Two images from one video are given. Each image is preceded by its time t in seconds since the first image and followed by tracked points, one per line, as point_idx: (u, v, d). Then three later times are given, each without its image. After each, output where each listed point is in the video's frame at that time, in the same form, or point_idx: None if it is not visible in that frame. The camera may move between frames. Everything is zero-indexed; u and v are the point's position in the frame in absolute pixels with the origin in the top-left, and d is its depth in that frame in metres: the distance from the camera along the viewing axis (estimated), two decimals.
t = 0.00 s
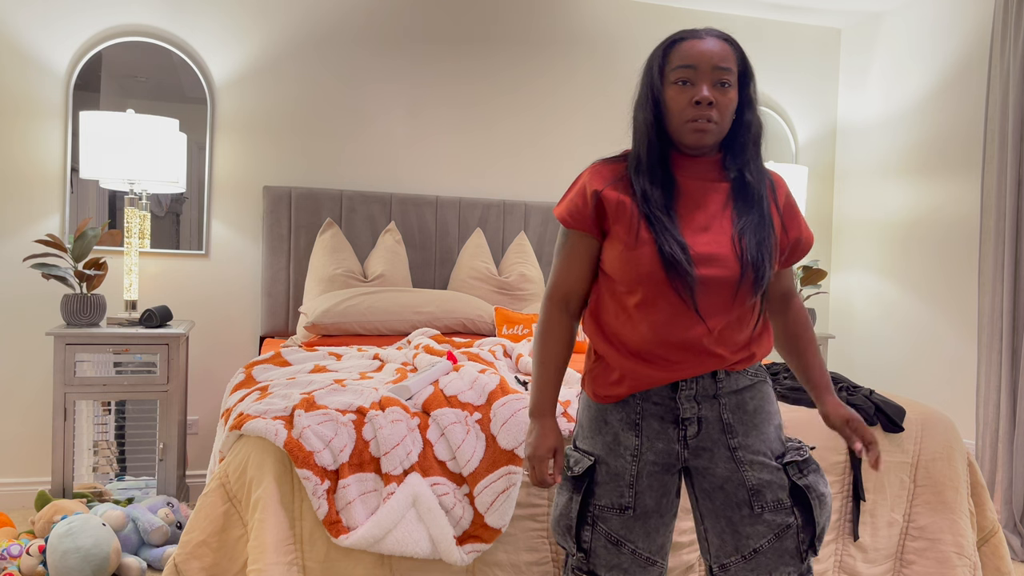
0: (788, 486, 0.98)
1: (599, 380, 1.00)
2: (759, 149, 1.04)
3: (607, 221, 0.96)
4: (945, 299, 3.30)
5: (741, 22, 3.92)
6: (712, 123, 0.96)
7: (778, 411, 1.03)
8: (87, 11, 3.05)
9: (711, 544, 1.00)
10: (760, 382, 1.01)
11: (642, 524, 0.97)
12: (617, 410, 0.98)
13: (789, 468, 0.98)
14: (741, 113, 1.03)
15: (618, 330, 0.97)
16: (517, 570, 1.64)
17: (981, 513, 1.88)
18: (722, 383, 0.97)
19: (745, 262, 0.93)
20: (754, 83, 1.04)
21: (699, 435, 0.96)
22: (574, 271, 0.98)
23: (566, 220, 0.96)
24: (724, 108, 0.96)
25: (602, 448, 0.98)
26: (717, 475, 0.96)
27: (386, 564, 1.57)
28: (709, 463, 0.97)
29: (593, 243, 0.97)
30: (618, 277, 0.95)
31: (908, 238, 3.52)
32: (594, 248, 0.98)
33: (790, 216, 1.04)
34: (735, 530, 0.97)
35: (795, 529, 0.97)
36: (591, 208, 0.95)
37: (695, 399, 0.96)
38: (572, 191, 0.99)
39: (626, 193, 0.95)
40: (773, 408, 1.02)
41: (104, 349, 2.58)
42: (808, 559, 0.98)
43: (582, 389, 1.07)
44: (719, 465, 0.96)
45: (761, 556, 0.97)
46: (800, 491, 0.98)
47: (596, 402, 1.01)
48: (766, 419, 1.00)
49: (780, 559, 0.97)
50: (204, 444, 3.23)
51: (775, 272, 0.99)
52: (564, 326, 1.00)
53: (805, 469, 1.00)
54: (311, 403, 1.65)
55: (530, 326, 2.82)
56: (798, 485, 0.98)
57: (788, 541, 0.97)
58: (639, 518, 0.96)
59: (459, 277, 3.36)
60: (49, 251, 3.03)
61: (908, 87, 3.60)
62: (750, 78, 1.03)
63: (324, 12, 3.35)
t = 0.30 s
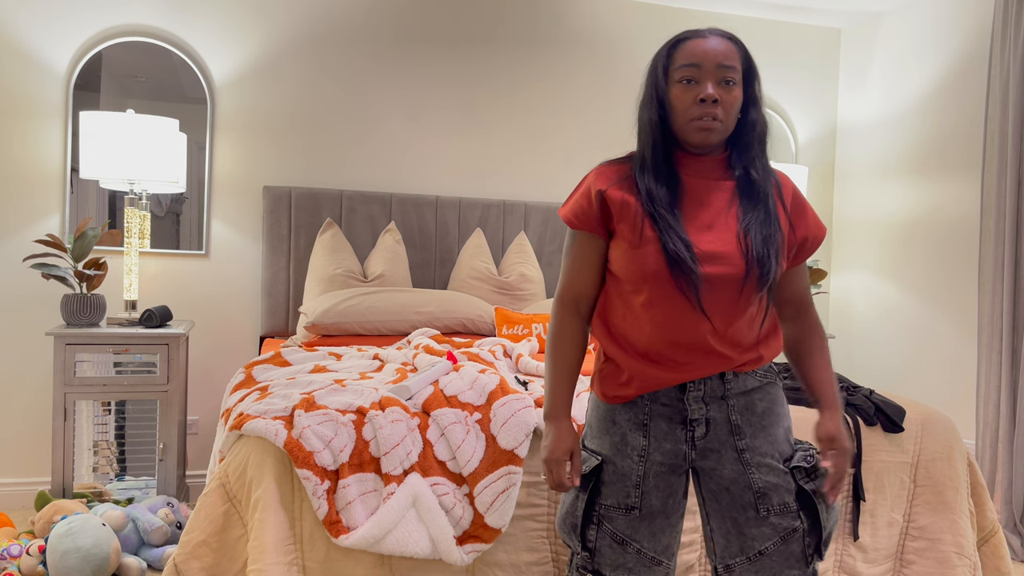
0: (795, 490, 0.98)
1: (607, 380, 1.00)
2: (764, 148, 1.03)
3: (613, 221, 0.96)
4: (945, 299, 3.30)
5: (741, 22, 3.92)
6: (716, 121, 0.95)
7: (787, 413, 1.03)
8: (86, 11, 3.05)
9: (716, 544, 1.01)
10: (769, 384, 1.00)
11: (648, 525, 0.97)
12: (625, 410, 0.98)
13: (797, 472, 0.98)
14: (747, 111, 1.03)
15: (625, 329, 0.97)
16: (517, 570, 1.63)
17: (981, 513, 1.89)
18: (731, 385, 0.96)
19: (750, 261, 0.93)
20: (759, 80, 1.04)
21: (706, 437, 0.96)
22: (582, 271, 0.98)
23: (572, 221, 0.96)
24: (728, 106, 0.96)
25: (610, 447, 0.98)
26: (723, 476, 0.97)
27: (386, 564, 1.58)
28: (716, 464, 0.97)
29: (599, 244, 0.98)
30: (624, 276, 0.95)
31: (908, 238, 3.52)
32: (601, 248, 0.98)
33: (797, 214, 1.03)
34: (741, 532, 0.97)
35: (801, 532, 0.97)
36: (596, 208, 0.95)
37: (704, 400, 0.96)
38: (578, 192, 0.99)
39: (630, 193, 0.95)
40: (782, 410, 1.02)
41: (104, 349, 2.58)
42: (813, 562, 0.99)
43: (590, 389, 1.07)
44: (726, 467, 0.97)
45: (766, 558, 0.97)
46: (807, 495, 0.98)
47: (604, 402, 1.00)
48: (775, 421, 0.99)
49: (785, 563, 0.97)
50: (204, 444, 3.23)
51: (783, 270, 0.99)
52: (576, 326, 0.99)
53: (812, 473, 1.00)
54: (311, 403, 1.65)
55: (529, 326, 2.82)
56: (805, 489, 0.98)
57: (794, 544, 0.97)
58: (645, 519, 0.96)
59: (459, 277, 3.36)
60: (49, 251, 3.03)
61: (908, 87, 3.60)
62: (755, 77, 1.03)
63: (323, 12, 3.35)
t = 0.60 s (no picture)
0: (804, 492, 0.98)
1: (616, 381, 1.00)
2: (772, 148, 1.04)
3: (621, 222, 0.96)
4: (945, 299, 3.29)
5: (741, 22, 3.92)
6: (724, 121, 0.95)
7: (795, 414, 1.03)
8: (86, 11, 3.05)
9: (725, 548, 1.00)
10: (778, 386, 1.00)
11: (657, 528, 0.96)
12: (634, 411, 0.98)
13: (806, 474, 0.98)
14: (754, 112, 1.03)
15: (634, 330, 0.97)
16: (517, 570, 1.63)
17: (981, 513, 1.89)
18: (741, 386, 0.96)
19: (761, 260, 0.92)
20: (766, 81, 1.04)
21: (716, 439, 0.96)
22: (585, 273, 0.99)
23: (580, 223, 0.97)
24: (735, 106, 0.96)
25: (619, 450, 0.98)
26: (733, 478, 0.96)
27: (387, 565, 1.57)
28: (727, 467, 0.96)
29: (606, 244, 0.98)
30: (634, 277, 0.95)
31: (908, 238, 3.52)
32: (609, 249, 0.98)
33: (807, 214, 1.03)
34: (751, 535, 0.97)
35: (810, 535, 0.97)
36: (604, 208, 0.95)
37: (715, 402, 0.96)
38: (585, 193, 0.99)
39: (638, 193, 0.95)
40: (791, 412, 1.02)
41: (104, 349, 2.58)
42: (821, 565, 0.99)
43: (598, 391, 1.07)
44: (736, 469, 0.96)
45: (776, 561, 0.97)
46: (816, 497, 0.98)
47: (614, 404, 1.00)
48: (784, 423, 1.00)
49: (795, 566, 0.97)
50: (204, 444, 3.23)
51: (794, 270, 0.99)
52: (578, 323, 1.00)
53: (820, 474, 1.00)
54: (311, 403, 1.65)
55: (530, 326, 2.82)
56: (814, 491, 0.98)
57: (803, 547, 0.97)
58: (655, 522, 0.96)
59: (459, 277, 3.36)
60: (49, 251, 3.03)
61: (908, 87, 3.60)
62: (761, 77, 1.03)
63: (323, 12, 3.35)
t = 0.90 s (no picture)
0: (799, 495, 0.97)
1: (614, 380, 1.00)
2: (772, 149, 1.04)
3: (620, 222, 0.95)
4: (945, 299, 3.29)
5: (741, 22, 3.92)
6: (725, 122, 0.95)
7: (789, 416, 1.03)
8: (86, 11, 3.05)
9: (720, 549, 1.00)
10: (774, 387, 1.00)
11: (651, 528, 0.96)
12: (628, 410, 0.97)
13: (801, 477, 0.98)
14: (755, 113, 1.03)
15: (633, 331, 0.97)
16: (517, 570, 1.63)
17: (981, 513, 1.88)
18: (735, 387, 0.96)
19: (761, 261, 0.92)
20: (766, 83, 1.04)
21: (710, 439, 0.96)
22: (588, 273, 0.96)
23: (578, 223, 0.95)
24: (736, 107, 0.95)
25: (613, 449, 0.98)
26: (727, 480, 0.96)
27: (386, 564, 1.57)
28: (721, 468, 0.96)
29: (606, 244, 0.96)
30: (633, 277, 0.94)
31: (908, 238, 3.52)
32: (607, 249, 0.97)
33: (806, 214, 1.03)
34: (745, 538, 0.97)
35: (805, 538, 0.97)
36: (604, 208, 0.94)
37: (708, 402, 0.96)
38: (583, 192, 0.97)
39: (638, 193, 0.94)
40: (786, 414, 1.02)
41: (104, 349, 2.58)
42: (818, 568, 0.98)
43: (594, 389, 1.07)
44: (730, 471, 0.96)
45: (771, 564, 0.96)
46: (810, 500, 0.98)
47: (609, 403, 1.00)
48: (779, 425, 0.99)
49: (790, 569, 0.96)
50: (204, 443, 3.23)
51: (792, 271, 0.99)
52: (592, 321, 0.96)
53: (816, 477, 1.00)
54: (311, 403, 1.65)
55: (530, 326, 2.82)
56: (809, 494, 0.98)
57: (798, 550, 0.97)
58: (648, 521, 0.95)
59: (459, 277, 3.36)
60: (49, 251, 3.03)
61: (909, 86, 3.60)
62: (762, 78, 1.03)
63: (323, 12, 3.35)
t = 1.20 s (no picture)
0: (796, 492, 0.98)
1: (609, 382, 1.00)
2: (760, 149, 1.04)
3: (617, 224, 0.94)
4: (946, 299, 3.29)
5: (741, 22, 3.92)
6: (716, 121, 0.95)
7: (785, 414, 1.04)
8: (86, 11, 3.05)
9: (719, 550, 1.00)
10: (770, 386, 1.00)
11: (650, 530, 0.96)
12: (626, 412, 0.97)
13: (798, 474, 0.98)
14: (742, 113, 1.03)
15: (631, 332, 0.96)
16: (517, 570, 1.63)
17: (981, 513, 1.89)
18: (733, 386, 0.96)
19: (759, 261, 0.93)
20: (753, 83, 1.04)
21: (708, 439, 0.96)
22: (585, 276, 0.94)
23: (573, 227, 0.93)
24: (726, 107, 0.95)
25: (611, 451, 0.98)
26: (726, 479, 0.96)
27: (387, 564, 1.57)
28: (719, 468, 0.96)
29: (603, 247, 0.94)
30: (632, 279, 0.93)
31: (908, 238, 3.52)
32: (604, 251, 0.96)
33: (797, 213, 1.04)
34: (744, 537, 0.96)
35: (804, 536, 0.97)
36: (600, 210, 0.92)
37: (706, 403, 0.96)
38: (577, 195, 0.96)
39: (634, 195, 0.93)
40: (782, 413, 1.02)
41: (104, 349, 2.58)
42: (816, 565, 0.98)
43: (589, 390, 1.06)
44: (728, 470, 0.96)
45: (771, 563, 0.96)
46: (808, 497, 0.98)
47: (606, 405, 1.00)
48: (775, 424, 1.00)
49: (790, 567, 0.96)
50: (204, 443, 3.23)
51: (786, 271, 1.00)
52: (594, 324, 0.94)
53: (812, 474, 1.00)
54: (311, 403, 1.65)
55: (530, 326, 2.82)
56: (806, 491, 0.98)
57: (797, 548, 0.97)
58: (648, 523, 0.96)
59: (459, 277, 3.36)
60: (49, 251, 3.03)
61: (908, 86, 3.60)
62: (750, 79, 1.03)
63: (323, 12, 3.35)
